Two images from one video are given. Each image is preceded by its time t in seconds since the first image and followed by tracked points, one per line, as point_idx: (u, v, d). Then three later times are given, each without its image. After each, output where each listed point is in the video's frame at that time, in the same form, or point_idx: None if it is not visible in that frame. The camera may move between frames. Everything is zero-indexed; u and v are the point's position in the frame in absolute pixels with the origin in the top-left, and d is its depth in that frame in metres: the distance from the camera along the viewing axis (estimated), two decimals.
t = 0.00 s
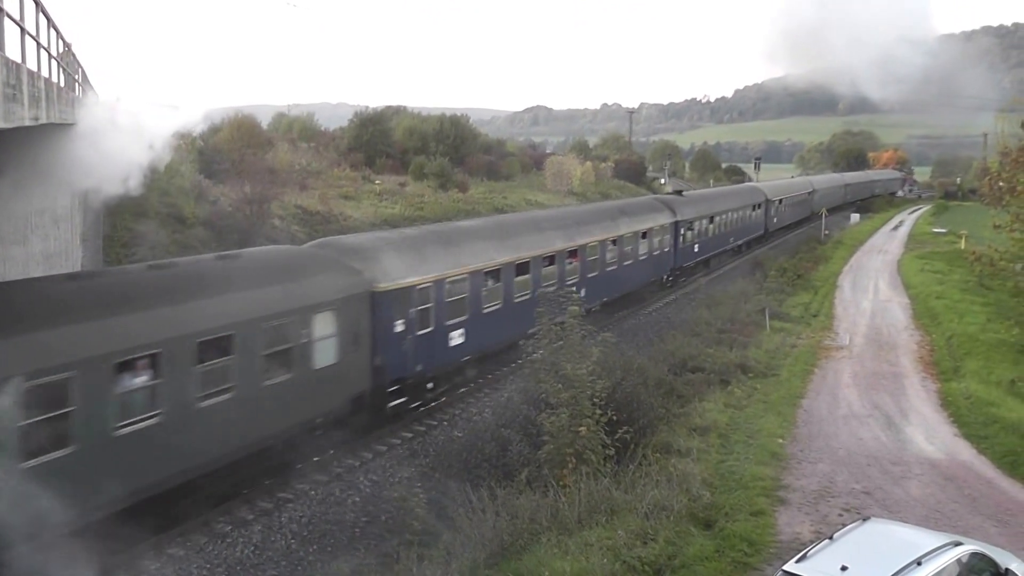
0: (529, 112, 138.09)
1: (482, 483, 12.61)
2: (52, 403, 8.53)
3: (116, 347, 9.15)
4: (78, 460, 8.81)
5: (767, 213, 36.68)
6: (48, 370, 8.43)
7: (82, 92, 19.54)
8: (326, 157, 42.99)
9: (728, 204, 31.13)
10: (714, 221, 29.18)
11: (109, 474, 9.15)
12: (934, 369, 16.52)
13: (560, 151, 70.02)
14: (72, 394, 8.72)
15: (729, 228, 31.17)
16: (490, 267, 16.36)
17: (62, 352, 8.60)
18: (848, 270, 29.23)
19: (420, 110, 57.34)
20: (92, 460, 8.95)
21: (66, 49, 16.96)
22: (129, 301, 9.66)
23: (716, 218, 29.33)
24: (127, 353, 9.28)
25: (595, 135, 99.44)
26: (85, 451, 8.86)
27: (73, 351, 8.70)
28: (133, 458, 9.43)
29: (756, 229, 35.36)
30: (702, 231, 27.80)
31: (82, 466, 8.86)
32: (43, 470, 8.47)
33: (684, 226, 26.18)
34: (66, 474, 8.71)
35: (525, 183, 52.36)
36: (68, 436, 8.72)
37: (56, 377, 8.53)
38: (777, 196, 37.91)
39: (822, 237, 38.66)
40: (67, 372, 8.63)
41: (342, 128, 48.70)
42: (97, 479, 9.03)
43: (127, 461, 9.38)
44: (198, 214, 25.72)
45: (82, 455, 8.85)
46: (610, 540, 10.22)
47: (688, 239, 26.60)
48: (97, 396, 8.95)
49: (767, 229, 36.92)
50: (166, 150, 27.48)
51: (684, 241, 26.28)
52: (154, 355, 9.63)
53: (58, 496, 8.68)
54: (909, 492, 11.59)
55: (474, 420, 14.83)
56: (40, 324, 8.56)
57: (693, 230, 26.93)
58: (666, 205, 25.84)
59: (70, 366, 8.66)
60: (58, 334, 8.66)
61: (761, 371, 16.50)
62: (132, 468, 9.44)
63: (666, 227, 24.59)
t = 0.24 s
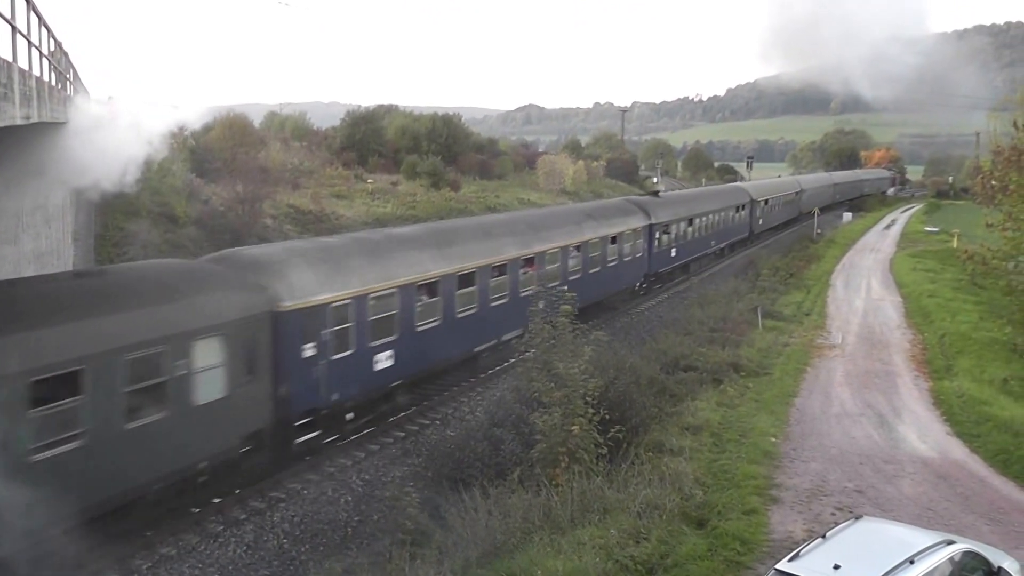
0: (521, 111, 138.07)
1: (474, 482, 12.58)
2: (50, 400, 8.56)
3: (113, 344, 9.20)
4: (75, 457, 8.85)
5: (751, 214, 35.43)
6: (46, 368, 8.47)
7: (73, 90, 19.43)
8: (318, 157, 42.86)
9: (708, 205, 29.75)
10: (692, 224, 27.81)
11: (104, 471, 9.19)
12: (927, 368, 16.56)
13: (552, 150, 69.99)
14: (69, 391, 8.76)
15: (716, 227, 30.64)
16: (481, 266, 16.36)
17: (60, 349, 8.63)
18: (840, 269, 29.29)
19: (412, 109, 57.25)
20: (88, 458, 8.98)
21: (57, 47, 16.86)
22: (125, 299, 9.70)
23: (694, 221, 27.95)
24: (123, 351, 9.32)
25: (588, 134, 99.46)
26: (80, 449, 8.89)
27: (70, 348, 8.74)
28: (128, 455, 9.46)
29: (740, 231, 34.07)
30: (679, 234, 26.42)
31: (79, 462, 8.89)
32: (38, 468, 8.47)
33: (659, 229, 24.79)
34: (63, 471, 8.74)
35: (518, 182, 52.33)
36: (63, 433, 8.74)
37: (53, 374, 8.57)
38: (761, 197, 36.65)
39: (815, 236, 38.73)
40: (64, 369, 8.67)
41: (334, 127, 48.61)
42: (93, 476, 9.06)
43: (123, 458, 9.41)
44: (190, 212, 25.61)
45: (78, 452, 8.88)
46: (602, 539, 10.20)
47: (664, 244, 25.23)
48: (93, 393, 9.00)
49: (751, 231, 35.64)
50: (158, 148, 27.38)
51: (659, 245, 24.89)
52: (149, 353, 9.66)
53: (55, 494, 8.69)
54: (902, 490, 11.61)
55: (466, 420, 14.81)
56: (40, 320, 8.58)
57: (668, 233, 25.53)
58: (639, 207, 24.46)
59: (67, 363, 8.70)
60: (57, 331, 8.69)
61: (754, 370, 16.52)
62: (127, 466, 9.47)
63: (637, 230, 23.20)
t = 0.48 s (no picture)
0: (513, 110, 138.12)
1: (468, 481, 12.54)
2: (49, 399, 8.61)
3: (108, 344, 9.21)
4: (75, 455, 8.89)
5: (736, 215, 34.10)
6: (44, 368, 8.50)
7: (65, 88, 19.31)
8: (310, 156, 42.71)
9: (688, 207, 28.24)
10: (675, 227, 26.81)
11: (104, 470, 9.22)
12: (920, 367, 16.57)
13: (545, 149, 69.94)
14: (68, 391, 8.81)
15: (706, 227, 30.22)
16: (474, 265, 16.32)
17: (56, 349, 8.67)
18: (834, 268, 29.33)
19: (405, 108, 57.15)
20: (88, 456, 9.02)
21: (48, 46, 16.77)
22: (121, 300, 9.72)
23: (673, 224, 26.49)
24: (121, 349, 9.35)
25: (581, 134, 99.46)
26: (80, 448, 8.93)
27: (67, 349, 8.77)
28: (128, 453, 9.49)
29: (723, 234, 32.72)
30: (656, 238, 24.94)
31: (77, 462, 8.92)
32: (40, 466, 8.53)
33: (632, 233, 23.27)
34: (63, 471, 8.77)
35: (511, 181, 52.28)
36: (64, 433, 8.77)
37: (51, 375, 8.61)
38: (745, 198, 35.29)
39: (808, 235, 38.78)
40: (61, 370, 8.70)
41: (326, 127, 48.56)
42: (92, 475, 9.10)
43: (121, 457, 9.43)
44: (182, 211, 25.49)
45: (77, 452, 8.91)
46: (596, 539, 10.17)
47: (639, 248, 23.73)
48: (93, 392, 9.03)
49: (736, 233, 34.30)
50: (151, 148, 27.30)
51: (639, 248, 23.90)
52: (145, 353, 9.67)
53: (54, 493, 8.70)
54: (896, 489, 11.61)
55: (459, 420, 14.77)
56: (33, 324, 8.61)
57: (644, 238, 24.01)
58: (610, 210, 22.91)
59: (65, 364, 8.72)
60: (52, 332, 8.73)
61: (747, 369, 16.51)
62: (126, 464, 9.49)
63: (606, 234, 21.66)
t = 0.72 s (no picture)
0: (507, 110, 138.02)
1: (462, 482, 12.51)
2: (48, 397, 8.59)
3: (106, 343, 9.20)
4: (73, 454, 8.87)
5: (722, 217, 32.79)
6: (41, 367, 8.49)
7: (55, 87, 19.19)
8: (302, 155, 42.57)
9: (667, 209, 26.77)
10: (661, 228, 26.06)
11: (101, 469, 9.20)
12: (915, 366, 16.56)
13: (538, 148, 69.83)
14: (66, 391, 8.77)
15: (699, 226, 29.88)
16: (468, 264, 16.24)
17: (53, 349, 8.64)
18: (828, 267, 29.33)
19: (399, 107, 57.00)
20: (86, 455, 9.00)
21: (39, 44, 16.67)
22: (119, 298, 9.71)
23: (651, 228, 25.00)
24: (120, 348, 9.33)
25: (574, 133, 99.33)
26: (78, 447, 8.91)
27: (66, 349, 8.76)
28: (126, 451, 9.46)
29: (708, 236, 31.30)
30: (631, 243, 23.48)
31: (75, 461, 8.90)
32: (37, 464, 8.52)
33: (604, 238, 21.77)
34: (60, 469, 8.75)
35: (504, 181, 52.16)
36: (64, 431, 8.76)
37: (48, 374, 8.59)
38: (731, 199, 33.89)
39: (802, 234, 38.81)
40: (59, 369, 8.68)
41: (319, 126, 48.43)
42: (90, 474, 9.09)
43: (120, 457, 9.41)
44: (174, 211, 25.38)
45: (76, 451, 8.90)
46: (590, 539, 10.12)
47: (612, 254, 22.27)
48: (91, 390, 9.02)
49: (722, 235, 32.94)
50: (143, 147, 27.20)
51: (625, 249, 23.21)
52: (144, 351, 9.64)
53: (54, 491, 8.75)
54: (890, 489, 11.61)
55: (452, 419, 14.74)
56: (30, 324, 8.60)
57: (617, 243, 22.51)
58: (578, 213, 21.39)
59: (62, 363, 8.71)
60: (49, 332, 8.71)
61: (742, 369, 16.48)
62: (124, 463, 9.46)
63: (573, 239, 20.14)
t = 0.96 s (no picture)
0: (501, 109, 137.90)
1: (455, 482, 12.46)
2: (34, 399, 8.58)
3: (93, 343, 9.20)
4: (60, 455, 8.90)
5: (706, 220, 31.48)
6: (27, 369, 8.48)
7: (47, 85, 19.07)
8: (296, 155, 42.42)
9: (646, 212, 25.31)
10: (647, 229, 25.25)
11: (88, 468, 9.24)
12: (911, 366, 16.54)
13: (533, 147, 69.74)
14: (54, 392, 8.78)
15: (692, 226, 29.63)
16: (464, 263, 16.14)
17: (41, 350, 8.65)
18: (824, 267, 29.32)
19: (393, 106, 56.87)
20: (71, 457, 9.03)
21: (31, 42, 16.56)
22: (107, 299, 9.71)
23: (627, 233, 23.55)
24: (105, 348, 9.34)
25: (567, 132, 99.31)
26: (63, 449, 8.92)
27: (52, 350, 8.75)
28: (112, 452, 9.50)
29: (692, 240, 29.91)
30: (604, 249, 22.01)
31: (61, 462, 8.94)
32: (24, 466, 8.54)
33: (572, 244, 20.29)
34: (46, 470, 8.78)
35: (498, 180, 52.06)
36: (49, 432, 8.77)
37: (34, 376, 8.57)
38: (716, 202, 32.50)
39: (797, 233, 38.81)
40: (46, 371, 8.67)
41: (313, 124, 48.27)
42: (76, 475, 9.12)
43: (105, 456, 9.45)
44: (167, 210, 25.28)
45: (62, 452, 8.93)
46: (584, 540, 10.07)
47: (583, 260, 20.81)
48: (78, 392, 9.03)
49: (711, 237, 32.18)
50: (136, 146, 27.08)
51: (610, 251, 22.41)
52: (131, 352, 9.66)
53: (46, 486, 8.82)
54: (886, 489, 11.58)
55: (447, 420, 14.68)
56: (17, 326, 8.57)
57: (588, 249, 21.02)
58: (544, 218, 19.87)
59: (49, 365, 8.70)
60: (36, 332, 8.71)
61: (737, 368, 16.44)
62: (109, 463, 9.50)
63: (534, 246, 18.60)
